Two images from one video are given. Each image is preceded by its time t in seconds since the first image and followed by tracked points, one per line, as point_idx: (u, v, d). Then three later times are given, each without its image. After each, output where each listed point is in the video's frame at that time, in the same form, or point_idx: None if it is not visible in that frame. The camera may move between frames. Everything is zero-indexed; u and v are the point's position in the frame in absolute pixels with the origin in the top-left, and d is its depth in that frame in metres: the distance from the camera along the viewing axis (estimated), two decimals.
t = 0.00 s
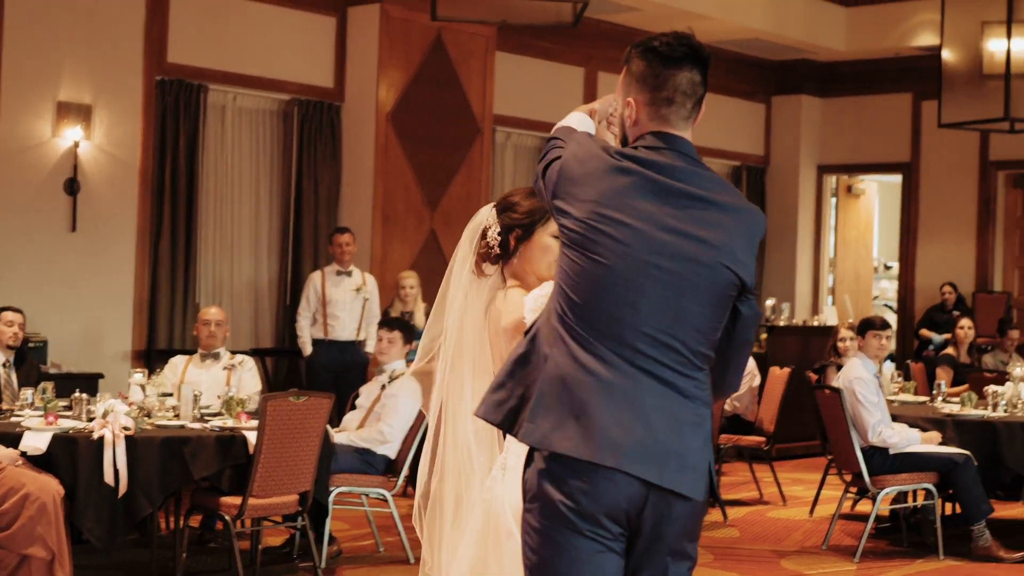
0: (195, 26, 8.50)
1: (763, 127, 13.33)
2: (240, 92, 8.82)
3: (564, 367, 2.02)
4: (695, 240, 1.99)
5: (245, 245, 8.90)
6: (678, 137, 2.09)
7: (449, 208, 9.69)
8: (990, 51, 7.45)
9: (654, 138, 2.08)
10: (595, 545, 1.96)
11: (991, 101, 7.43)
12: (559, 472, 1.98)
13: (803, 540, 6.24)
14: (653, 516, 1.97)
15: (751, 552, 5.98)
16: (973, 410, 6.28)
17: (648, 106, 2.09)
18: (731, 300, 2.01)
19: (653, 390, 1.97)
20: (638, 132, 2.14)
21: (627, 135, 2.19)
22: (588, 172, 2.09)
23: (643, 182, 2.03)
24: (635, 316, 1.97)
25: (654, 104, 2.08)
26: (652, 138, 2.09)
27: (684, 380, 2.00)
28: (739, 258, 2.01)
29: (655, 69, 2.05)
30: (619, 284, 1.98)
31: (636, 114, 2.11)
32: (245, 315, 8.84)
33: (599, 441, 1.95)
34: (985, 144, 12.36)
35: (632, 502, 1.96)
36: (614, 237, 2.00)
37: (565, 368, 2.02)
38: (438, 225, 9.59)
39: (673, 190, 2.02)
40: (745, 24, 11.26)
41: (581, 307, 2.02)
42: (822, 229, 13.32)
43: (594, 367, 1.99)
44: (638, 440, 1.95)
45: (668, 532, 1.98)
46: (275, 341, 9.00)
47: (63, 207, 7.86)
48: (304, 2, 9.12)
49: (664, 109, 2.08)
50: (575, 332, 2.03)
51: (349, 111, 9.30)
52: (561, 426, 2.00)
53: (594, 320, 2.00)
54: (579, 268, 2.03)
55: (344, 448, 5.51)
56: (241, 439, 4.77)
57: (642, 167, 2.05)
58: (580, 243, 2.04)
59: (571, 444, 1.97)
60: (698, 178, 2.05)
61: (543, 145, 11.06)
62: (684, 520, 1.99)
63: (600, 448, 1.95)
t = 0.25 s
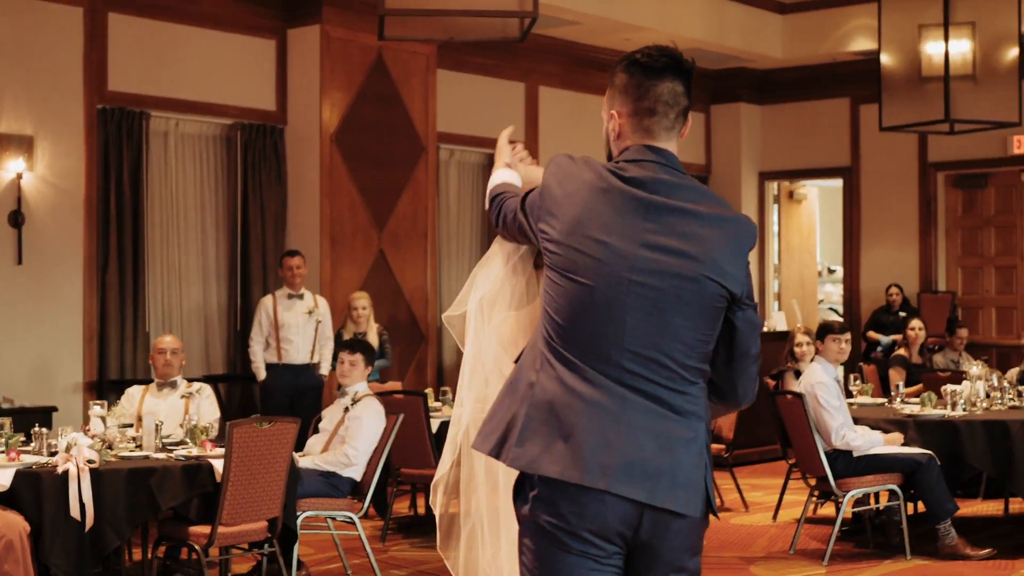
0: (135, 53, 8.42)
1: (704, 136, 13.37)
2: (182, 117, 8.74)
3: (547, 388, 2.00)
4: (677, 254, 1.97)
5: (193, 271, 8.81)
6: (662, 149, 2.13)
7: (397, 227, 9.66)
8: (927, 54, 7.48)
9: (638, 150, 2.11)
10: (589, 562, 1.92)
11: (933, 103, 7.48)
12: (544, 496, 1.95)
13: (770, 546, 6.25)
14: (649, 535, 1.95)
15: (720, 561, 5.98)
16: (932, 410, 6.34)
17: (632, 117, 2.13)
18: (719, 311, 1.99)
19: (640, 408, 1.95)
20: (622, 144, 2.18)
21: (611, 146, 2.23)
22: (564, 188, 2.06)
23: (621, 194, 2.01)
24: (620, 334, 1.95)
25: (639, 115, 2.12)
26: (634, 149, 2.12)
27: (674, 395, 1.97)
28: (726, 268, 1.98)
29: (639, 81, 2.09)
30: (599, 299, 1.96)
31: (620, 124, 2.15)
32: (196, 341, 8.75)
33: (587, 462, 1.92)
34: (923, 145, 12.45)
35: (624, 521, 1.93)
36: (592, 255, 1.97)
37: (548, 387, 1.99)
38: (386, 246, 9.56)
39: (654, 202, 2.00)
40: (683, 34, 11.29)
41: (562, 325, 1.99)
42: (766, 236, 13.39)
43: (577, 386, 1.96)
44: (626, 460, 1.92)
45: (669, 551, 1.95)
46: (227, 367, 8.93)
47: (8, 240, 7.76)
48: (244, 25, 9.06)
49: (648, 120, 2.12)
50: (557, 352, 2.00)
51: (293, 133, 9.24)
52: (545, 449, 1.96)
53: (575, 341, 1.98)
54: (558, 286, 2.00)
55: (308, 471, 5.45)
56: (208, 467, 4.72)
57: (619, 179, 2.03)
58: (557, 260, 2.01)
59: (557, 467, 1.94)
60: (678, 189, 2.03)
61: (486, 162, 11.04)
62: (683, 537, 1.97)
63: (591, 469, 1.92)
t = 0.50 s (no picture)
0: (103, 60, 8.37)
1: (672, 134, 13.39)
2: (152, 123, 8.69)
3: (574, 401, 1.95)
4: (698, 257, 1.97)
5: (166, 278, 8.76)
6: (660, 147, 2.10)
7: (370, 230, 9.63)
8: (896, 47, 7.48)
9: (640, 150, 2.08)
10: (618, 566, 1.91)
11: (903, 95, 7.49)
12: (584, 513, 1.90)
13: (754, 541, 6.25)
14: (686, 541, 1.95)
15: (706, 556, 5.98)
16: (914, 402, 6.39)
17: (629, 115, 2.10)
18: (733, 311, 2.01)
19: (675, 416, 1.94)
20: (618, 146, 2.15)
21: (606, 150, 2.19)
22: (569, 197, 2.01)
23: (636, 198, 1.99)
24: (654, 341, 1.93)
25: (636, 112, 2.09)
26: (631, 151, 2.09)
27: (701, 399, 1.98)
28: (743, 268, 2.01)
29: (634, 78, 2.07)
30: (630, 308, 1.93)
31: (616, 122, 2.12)
32: (171, 346, 8.73)
33: (632, 476, 1.90)
34: (891, 139, 12.50)
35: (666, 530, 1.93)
36: (618, 264, 1.94)
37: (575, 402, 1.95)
38: (359, 248, 9.53)
39: (670, 203, 1.99)
40: (651, 31, 11.29)
41: (587, 337, 1.95)
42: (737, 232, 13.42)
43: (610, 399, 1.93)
44: (672, 470, 1.92)
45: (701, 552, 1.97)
46: (202, 373, 8.90)
47: None
48: (212, 29, 9.01)
49: (645, 116, 2.09)
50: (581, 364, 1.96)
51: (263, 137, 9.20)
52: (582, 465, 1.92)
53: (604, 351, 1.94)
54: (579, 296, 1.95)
55: (293, 476, 5.41)
56: (194, 473, 4.69)
57: (627, 184, 2.01)
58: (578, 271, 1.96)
59: (602, 484, 1.90)
60: (683, 189, 2.03)
61: (457, 163, 11.03)
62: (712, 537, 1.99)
63: (639, 483, 1.90)
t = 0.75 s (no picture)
0: (108, 47, 8.36)
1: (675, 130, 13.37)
2: (156, 111, 8.68)
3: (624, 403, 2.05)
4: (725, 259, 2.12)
5: (168, 265, 8.75)
6: (661, 143, 2.19)
7: (372, 221, 9.62)
8: (901, 47, 7.48)
9: (645, 149, 2.17)
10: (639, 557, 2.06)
11: (907, 96, 7.49)
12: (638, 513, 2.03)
13: (754, 539, 6.25)
14: (713, 526, 2.12)
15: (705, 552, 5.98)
16: (916, 403, 6.38)
17: (627, 113, 2.18)
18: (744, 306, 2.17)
19: (710, 412, 2.10)
20: (618, 146, 2.22)
21: (604, 154, 2.26)
22: (604, 198, 2.07)
23: (667, 202, 2.11)
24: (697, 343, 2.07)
25: (634, 109, 2.17)
26: (636, 150, 2.17)
27: (725, 393, 2.13)
28: (754, 267, 2.17)
29: (628, 76, 2.16)
30: (677, 313, 2.06)
31: (614, 121, 2.19)
32: (172, 335, 8.71)
33: (683, 474, 2.05)
34: (895, 139, 12.49)
35: (702, 518, 2.09)
36: (660, 271, 2.06)
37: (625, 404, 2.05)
38: (361, 240, 9.52)
39: (694, 207, 2.12)
40: (656, 27, 11.29)
41: (638, 342, 2.05)
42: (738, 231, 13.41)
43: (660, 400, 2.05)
44: (715, 463, 2.08)
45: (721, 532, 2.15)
46: (202, 362, 8.89)
47: None
48: (218, 18, 9.00)
49: (643, 111, 2.17)
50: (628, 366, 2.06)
51: (267, 128, 9.20)
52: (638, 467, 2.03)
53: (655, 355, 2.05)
54: (630, 303, 2.04)
55: (294, 466, 5.42)
56: (196, 462, 4.69)
57: (654, 189, 2.11)
58: (629, 277, 2.04)
59: (653, 487, 2.03)
60: (695, 188, 2.16)
61: (460, 156, 11.02)
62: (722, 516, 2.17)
63: (690, 481, 2.06)
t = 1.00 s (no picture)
0: (115, 29, 8.35)
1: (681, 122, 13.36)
2: (162, 94, 8.68)
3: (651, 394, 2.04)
4: (740, 254, 2.15)
5: (171, 248, 8.75)
6: (668, 135, 2.19)
7: (377, 208, 9.62)
8: (910, 44, 7.46)
9: (657, 143, 2.18)
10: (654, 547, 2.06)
11: (914, 93, 7.49)
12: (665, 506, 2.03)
13: (753, 533, 6.25)
14: (720, 520, 2.13)
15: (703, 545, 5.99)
16: (918, 400, 6.38)
17: (635, 106, 2.17)
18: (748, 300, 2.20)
19: (725, 406, 2.12)
20: (625, 139, 2.21)
21: (606, 145, 2.25)
22: (634, 188, 2.06)
23: (689, 195, 2.12)
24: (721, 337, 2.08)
25: (643, 102, 2.17)
26: (646, 143, 2.18)
27: (734, 387, 2.15)
28: (759, 262, 2.20)
29: (638, 69, 2.16)
30: (701, 306, 2.08)
31: (621, 114, 2.19)
32: (175, 318, 8.71)
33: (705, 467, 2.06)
34: (901, 135, 12.48)
35: (715, 510, 2.11)
36: (691, 264, 2.06)
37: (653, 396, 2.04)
38: (365, 226, 9.52)
39: (712, 202, 2.14)
40: (664, 19, 11.27)
41: (667, 335, 2.05)
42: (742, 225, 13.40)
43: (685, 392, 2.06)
44: (730, 456, 2.11)
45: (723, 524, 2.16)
46: (204, 346, 8.89)
47: None
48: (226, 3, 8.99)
49: (653, 104, 2.17)
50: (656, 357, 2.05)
51: (273, 112, 9.19)
52: (666, 459, 2.03)
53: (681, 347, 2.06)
54: (662, 295, 2.04)
55: (295, 452, 5.43)
56: (197, 446, 4.69)
57: (676, 181, 2.11)
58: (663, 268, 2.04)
59: (680, 479, 2.04)
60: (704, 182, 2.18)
61: (466, 144, 11.03)
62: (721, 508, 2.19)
63: (712, 473, 2.07)
